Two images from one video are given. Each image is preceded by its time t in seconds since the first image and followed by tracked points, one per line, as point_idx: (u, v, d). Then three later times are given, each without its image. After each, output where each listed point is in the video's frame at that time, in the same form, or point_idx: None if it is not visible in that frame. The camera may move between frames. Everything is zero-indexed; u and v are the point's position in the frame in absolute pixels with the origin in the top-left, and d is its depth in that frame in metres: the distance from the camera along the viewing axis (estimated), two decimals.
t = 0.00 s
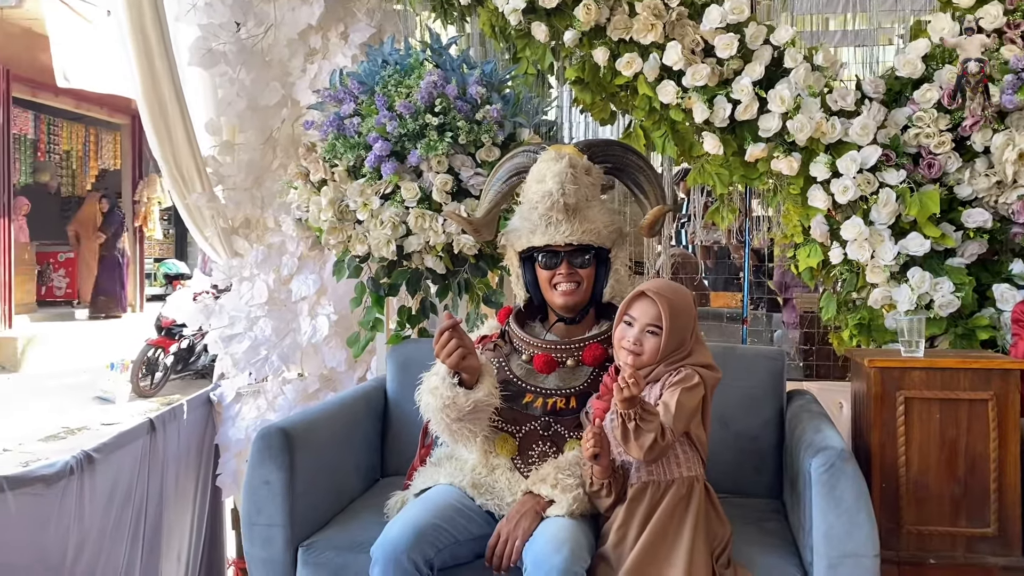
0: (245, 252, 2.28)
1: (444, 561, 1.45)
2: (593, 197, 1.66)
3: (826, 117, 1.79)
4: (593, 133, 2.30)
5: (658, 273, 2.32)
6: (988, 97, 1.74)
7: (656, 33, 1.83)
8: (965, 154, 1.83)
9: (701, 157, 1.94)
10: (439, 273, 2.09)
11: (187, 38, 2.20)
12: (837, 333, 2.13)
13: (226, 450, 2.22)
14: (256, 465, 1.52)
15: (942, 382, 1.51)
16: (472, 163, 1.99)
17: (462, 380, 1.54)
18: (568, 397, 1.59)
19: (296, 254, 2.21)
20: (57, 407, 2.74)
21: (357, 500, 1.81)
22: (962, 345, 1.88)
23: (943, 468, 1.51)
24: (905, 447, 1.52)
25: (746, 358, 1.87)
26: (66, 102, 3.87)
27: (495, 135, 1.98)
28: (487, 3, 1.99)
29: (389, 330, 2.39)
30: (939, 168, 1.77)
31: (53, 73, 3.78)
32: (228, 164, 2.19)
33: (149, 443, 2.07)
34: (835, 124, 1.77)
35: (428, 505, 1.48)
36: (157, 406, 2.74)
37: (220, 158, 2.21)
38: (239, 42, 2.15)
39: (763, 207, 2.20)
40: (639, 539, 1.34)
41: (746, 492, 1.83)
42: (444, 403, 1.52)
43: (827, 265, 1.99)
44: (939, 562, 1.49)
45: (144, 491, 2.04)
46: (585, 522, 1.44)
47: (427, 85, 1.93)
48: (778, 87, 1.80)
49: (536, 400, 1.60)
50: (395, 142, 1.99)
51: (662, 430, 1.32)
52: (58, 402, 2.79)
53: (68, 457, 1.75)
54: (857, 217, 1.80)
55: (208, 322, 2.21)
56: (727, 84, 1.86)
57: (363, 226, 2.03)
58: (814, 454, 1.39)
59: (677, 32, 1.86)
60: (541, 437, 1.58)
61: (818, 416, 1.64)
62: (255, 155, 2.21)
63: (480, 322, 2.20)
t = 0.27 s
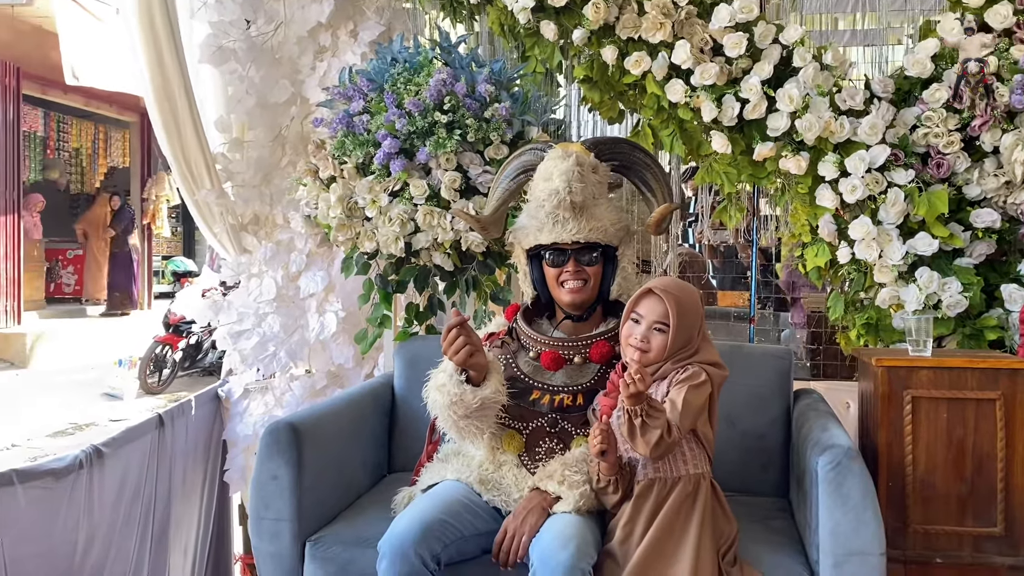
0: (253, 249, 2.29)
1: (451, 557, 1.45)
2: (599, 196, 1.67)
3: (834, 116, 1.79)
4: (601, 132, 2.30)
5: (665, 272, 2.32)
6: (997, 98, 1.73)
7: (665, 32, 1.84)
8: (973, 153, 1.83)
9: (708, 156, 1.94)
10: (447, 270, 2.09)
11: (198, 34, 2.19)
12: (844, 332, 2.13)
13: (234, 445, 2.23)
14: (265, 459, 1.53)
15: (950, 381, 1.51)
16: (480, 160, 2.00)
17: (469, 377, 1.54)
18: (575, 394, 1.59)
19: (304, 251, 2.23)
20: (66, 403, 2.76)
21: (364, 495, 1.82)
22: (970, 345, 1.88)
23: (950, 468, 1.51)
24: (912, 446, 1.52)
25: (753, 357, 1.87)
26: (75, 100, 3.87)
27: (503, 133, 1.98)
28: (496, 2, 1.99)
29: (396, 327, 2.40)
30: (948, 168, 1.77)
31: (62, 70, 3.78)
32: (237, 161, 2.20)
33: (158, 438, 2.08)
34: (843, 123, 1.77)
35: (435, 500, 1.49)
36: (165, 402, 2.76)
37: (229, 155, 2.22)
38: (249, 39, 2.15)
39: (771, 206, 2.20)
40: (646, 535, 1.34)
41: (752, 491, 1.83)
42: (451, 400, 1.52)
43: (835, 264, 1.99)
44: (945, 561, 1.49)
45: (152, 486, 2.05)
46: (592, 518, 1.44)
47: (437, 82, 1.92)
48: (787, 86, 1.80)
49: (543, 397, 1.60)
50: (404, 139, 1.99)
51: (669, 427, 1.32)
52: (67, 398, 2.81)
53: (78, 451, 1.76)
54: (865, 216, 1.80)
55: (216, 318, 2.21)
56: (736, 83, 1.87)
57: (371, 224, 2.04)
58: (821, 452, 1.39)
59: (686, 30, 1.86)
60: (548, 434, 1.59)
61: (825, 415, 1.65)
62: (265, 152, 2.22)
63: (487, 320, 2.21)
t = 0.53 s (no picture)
0: (258, 249, 2.28)
1: (454, 557, 1.46)
2: (604, 196, 1.67)
3: (839, 118, 1.79)
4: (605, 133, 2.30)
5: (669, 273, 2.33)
6: (1002, 100, 1.74)
7: (670, 33, 1.84)
8: (978, 156, 1.83)
9: (713, 157, 1.94)
10: (451, 270, 2.10)
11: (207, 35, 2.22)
12: (848, 334, 2.13)
13: (239, 444, 2.24)
14: (270, 458, 1.54)
15: (952, 384, 1.51)
16: (485, 160, 2.00)
17: (472, 378, 1.54)
18: (578, 394, 1.60)
19: (309, 250, 2.23)
20: (72, 401, 2.77)
21: (367, 494, 1.82)
22: (974, 347, 1.88)
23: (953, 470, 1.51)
24: (915, 448, 1.52)
25: (756, 358, 1.87)
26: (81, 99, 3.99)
27: (508, 133, 1.99)
28: (502, 3, 2.00)
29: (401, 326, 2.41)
30: (953, 170, 1.77)
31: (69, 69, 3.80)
32: (242, 160, 2.20)
33: (163, 436, 2.09)
34: (848, 125, 1.77)
35: (438, 500, 1.49)
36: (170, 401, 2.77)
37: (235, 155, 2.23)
38: (255, 39, 2.16)
39: (775, 208, 2.20)
40: (649, 535, 1.35)
41: (755, 492, 1.83)
42: (454, 400, 1.52)
43: (839, 266, 1.99)
44: (947, 563, 1.50)
45: (157, 484, 2.06)
46: (595, 518, 1.44)
47: (441, 82, 1.93)
48: (792, 87, 1.80)
49: (547, 397, 1.61)
50: (409, 140, 2.00)
51: (672, 427, 1.32)
52: (73, 396, 2.83)
53: (84, 449, 1.77)
54: (870, 218, 1.80)
55: (221, 317, 2.22)
56: (740, 85, 1.87)
57: (377, 223, 2.05)
58: (823, 453, 1.39)
59: (691, 32, 1.86)
60: (551, 434, 1.59)
61: (829, 416, 1.65)
62: (270, 152, 2.23)
63: (491, 320, 2.21)
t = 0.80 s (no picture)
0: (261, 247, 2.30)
1: (454, 557, 1.46)
2: (606, 196, 1.67)
3: (841, 118, 1.79)
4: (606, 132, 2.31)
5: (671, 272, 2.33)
6: (1004, 99, 1.74)
7: (671, 33, 1.85)
8: (980, 156, 1.83)
9: (714, 157, 1.94)
10: (453, 270, 2.10)
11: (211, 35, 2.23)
12: (850, 334, 2.13)
13: (241, 443, 2.24)
14: (271, 456, 1.54)
15: (953, 383, 1.51)
16: (486, 160, 2.00)
17: (473, 378, 1.54)
18: (579, 394, 1.60)
19: (311, 250, 2.23)
20: (74, 400, 2.78)
21: (369, 493, 1.83)
22: (976, 348, 1.87)
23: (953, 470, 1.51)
24: (916, 447, 1.52)
25: (758, 358, 1.87)
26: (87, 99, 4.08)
27: (510, 133, 1.98)
28: (504, 3, 2.00)
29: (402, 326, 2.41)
30: (954, 170, 1.77)
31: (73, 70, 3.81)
32: (245, 160, 2.21)
33: (165, 435, 2.09)
34: (850, 125, 1.77)
35: (439, 499, 1.49)
36: (173, 400, 2.78)
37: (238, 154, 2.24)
38: (257, 39, 2.15)
39: (777, 208, 2.20)
40: (649, 536, 1.35)
41: (756, 492, 1.83)
42: (455, 400, 1.53)
43: (841, 266, 1.99)
44: (949, 563, 1.50)
45: (160, 483, 2.07)
46: (596, 518, 1.44)
47: (444, 82, 1.93)
48: (793, 88, 1.80)
49: (547, 396, 1.61)
50: (411, 139, 2.00)
51: (674, 427, 1.32)
52: (75, 396, 2.84)
53: (86, 448, 1.78)
54: (871, 218, 1.80)
55: (222, 316, 2.23)
56: (742, 85, 1.87)
57: (379, 223, 2.05)
58: (824, 453, 1.39)
59: (693, 32, 1.86)
60: (552, 433, 1.59)
61: (830, 417, 1.65)
62: (272, 152, 2.24)
63: (493, 319, 2.21)
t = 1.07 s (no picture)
0: (261, 248, 2.29)
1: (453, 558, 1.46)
2: (606, 196, 1.67)
3: (841, 117, 1.79)
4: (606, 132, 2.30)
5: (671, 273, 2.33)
6: (1004, 99, 1.73)
7: (671, 33, 1.84)
8: (980, 155, 1.82)
9: (714, 157, 1.94)
10: (453, 270, 2.10)
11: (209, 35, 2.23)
12: (850, 334, 2.13)
13: (241, 444, 2.24)
14: (271, 458, 1.54)
15: (954, 383, 1.50)
16: (486, 160, 2.00)
17: (473, 379, 1.54)
18: (579, 394, 1.60)
19: (311, 250, 2.23)
20: (75, 401, 2.79)
21: (368, 494, 1.83)
22: (977, 347, 1.87)
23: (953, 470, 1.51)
24: (916, 448, 1.51)
25: (758, 358, 1.87)
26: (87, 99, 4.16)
27: (510, 134, 1.98)
28: (503, 3, 1.99)
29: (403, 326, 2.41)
30: (955, 170, 1.77)
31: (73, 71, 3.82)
32: (245, 161, 2.21)
33: (166, 436, 2.09)
34: (850, 125, 1.77)
35: (439, 500, 1.49)
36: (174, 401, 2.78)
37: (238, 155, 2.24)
38: (256, 40, 2.15)
39: (777, 207, 2.19)
40: (648, 536, 1.34)
41: (756, 492, 1.83)
42: (454, 401, 1.52)
43: (841, 266, 1.98)
44: (949, 564, 1.50)
45: (160, 484, 2.07)
46: (595, 519, 1.44)
47: (443, 83, 1.93)
48: (793, 88, 1.80)
49: (547, 397, 1.61)
50: (410, 140, 2.00)
51: (675, 427, 1.32)
52: (76, 396, 2.84)
53: (86, 449, 1.78)
54: (871, 218, 1.80)
55: (223, 318, 2.23)
56: (742, 85, 1.87)
57: (378, 223, 2.05)
58: (825, 454, 1.39)
59: (693, 32, 1.86)
60: (552, 433, 1.59)
61: (831, 417, 1.65)
62: (272, 152, 2.24)
63: (493, 320, 2.21)
